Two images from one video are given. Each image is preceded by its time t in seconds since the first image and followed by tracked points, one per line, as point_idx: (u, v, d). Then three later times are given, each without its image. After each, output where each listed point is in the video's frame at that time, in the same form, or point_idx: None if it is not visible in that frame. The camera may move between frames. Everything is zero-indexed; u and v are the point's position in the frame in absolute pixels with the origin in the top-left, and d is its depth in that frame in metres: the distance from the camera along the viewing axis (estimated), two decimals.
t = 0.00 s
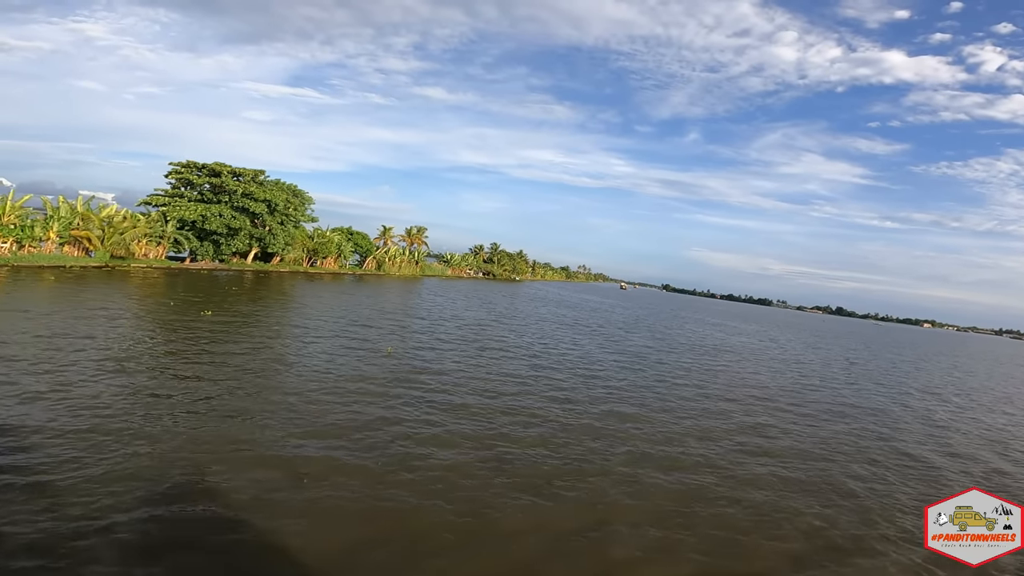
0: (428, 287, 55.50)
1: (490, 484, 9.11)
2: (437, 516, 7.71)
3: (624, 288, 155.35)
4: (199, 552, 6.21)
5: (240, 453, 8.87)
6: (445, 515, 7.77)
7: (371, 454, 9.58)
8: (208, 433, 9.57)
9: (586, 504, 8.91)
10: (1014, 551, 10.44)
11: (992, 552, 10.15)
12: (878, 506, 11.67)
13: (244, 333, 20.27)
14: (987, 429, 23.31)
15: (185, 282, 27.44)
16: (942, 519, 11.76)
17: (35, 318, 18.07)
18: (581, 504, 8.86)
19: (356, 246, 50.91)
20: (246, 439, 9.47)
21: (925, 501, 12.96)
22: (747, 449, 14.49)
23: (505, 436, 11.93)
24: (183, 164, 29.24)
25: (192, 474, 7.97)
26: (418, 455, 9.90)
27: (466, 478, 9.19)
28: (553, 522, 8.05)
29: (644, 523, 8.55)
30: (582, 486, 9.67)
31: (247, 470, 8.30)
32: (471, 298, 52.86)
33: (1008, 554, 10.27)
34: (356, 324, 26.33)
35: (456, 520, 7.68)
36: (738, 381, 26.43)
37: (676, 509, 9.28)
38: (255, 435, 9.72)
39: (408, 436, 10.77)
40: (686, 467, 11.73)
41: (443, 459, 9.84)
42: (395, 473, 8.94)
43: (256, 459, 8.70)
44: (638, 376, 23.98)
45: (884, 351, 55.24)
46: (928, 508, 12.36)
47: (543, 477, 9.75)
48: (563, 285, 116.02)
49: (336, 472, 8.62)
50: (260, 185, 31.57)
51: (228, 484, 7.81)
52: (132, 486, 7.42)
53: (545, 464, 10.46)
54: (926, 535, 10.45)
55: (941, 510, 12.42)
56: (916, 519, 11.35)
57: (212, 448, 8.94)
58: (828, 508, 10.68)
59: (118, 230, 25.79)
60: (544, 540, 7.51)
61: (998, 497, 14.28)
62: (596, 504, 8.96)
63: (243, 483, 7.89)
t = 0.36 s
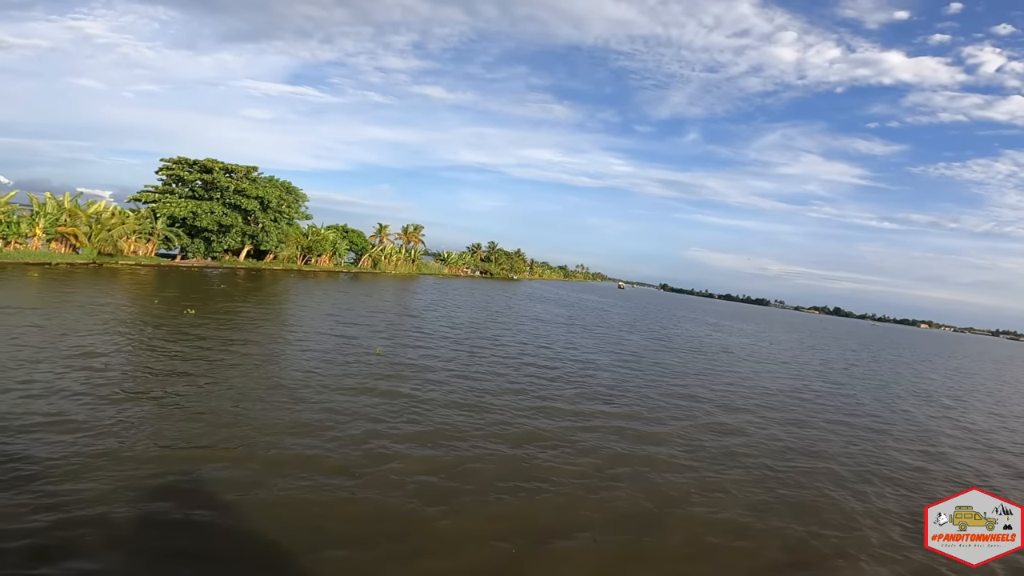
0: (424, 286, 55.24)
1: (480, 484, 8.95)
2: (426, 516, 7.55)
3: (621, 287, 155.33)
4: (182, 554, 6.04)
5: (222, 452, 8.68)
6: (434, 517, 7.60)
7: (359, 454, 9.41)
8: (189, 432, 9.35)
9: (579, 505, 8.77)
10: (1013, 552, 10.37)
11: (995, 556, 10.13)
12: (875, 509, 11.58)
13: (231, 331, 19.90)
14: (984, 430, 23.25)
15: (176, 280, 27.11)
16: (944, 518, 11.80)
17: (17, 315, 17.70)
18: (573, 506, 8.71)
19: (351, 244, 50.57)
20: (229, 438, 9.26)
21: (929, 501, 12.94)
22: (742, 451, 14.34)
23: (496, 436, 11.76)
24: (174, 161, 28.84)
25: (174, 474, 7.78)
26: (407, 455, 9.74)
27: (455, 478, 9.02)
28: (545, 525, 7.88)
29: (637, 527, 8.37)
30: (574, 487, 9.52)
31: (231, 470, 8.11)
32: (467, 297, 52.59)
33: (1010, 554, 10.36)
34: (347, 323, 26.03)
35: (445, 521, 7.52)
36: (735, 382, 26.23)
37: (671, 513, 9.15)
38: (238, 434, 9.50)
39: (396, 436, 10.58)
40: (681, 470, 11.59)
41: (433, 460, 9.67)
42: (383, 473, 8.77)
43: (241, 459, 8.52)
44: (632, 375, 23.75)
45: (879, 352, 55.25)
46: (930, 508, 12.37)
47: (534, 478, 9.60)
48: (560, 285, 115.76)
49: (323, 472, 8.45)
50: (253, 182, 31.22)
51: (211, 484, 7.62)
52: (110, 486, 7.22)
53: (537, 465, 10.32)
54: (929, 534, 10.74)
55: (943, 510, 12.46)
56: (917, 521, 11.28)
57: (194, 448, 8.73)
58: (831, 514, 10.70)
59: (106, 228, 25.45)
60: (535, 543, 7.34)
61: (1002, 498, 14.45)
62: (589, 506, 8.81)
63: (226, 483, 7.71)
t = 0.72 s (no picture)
0: (422, 289, 54.95)
1: (467, 487, 8.71)
2: (408, 522, 7.30)
3: (621, 290, 155.04)
4: (153, 558, 5.79)
5: (204, 454, 8.43)
6: (417, 521, 7.35)
7: (344, 455, 9.17)
8: (171, 434, 9.10)
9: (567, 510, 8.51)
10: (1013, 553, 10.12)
11: (994, 556, 9.85)
12: (874, 510, 11.32)
13: (224, 335, 19.66)
14: (988, 432, 22.91)
15: (169, 284, 26.85)
16: (942, 519, 11.45)
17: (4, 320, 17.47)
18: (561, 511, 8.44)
19: (349, 248, 50.33)
20: (212, 441, 9.01)
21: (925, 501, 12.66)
22: (739, 452, 14.08)
23: (487, 437, 11.50)
24: (168, 163, 28.64)
25: (151, 477, 7.53)
26: (395, 457, 9.51)
27: (442, 480, 8.77)
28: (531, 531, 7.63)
29: (627, 532, 8.12)
30: (563, 490, 9.27)
31: (211, 472, 7.88)
32: (466, 300, 52.29)
33: (1010, 555, 10.09)
34: (342, 327, 25.73)
35: (428, 527, 7.27)
36: (735, 384, 25.92)
37: (662, 516, 8.90)
38: (222, 437, 9.26)
39: (383, 437, 10.32)
40: (675, 471, 11.34)
41: (420, 461, 9.42)
42: (368, 474, 8.53)
43: (222, 460, 8.28)
44: (631, 378, 23.48)
45: (881, 353, 54.88)
46: (928, 509, 12.01)
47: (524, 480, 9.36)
48: (561, 288, 115.32)
49: (306, 474, 8.19)
50: (248, 185, 31.00)
51: (190, 486, 7.41)
52: (84, 488, 6.98)
53: (528, 467, 10.08)
54: (928, 534, 10.42)
55: (942, 510, 12.09)
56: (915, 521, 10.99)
57: (175, 450, 8.49)
58: (826, 514, 10.41)
59: (97, 231, 25.19)
60: (521, 549, 7.10)
61: (1000, 497, 14.19)
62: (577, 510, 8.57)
63: (206, 486, 7.47)
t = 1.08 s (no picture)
0: (419, 288, 54.67)
1: (456, 489, 8.52)
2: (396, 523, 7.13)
3: (621, 289, 154.73)
4: (127, 561, 5.58)
5: (185, 455, 8.21)
6: (405, 523, 7.18)
7: (330, 456, 8.95)
8: (152, 434, 8.87)
9: (560, 511, 8.35)
10: (1013, 554, 9.98)
11: (995, 558, 9.68)
12: (872, 511, 11.15)
13: (214, 334, 19.34)
14: (987, 432, 22.77)
15: (161, 283, 26.58)
16: (943, 518, 11.37)
17: None
18: (554, 512, 8.28)
19: (345, 247, 50.01)
20: (194, 441, 8.79)
21: (925, 500, 12.54)
22: (736, 452, 13.88)
23: (478, 438, 11.29)
24: (160, 160, 28.35)
25: (129, 478, 7.31)
26: (385, 456, 9.36)
27: (430, 483, 8.58)
28: (523, 532, 7.46)
29: (622, 534, 7.96)
30: (556, 491, 9.09)
31: (192, 474, 7.66)
32: (464, 299, 52.05)
33: (1010, 555, 9.97)
34: (336, 326, 25.43)
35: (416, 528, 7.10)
36: (733, 384, 25.70)
37: (656, 518, 8.72)
38: (204, 437, 9.03)
39: (371, 438, 10.10)
40: (670, 472, 11.15)
41: (408, 462, 9.23)
42: (354, 476, 8.33)
43: (203, 462, 8.06)
44: (627, 377, 23.22)
45: (880, 353, 54.72)
46: (928, 508, 11.93)
47: (514, 482, 9.17)
48: (559, 287, 114.68)
49: (290, 475, 7.99)
50: (242, 183, 30.73)
51: (173, 486, 7.23)
52: (58, 490, 6.76)
53: (522, 467, 9.93)
54: (927, 535, 10.27)
55: (942, 510, 12.03)
56: (916, 521, 10.88)
57: (154, 450, 8.26)
58: (823, 516, 10.23)
59: (86, 229, 24.99)
60: (512, 551, 6.95)
61: (1001, 498, 13.99)
62: (570, 511, 8.39)
63: (185, 487, 7.26)
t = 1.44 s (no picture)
0: (419, 286, 54.41)
1: (448, 494, 8.36)
2: (389, 533, 7.01)
3: (623, 288, 154.22)
4: None
5: (165, 467, 7.95)
6: (397, 532, 7.06)
7: (319, 464, 8.75)
8: (132, 442, 8.62)
9: (555, 512, 8.24)
10: (1011, 554, 9.83)
11: (993, 558, 9.58)
12: (871, 510, 10.97)
13: (207, 332, 19.03)
14: (990, 432, 22.55)
15: (158, 280, 26.37)
16: (943, 518, 11.24)
17: None
18: (549, 513, 8.18)
19: (345, 244, 49.71)
20: (178, 450, 8.57)
21: (925, 500, 12.37)
22: (734, 451, 13.66)
23: (471, 438, 11.08)
24: (156, 156, 28.03)
25: (108, 489, 7.14)
26: (375, 460, 9.21)
27: (421, 488, 8.43)
28: (518, 538, 7.34)
29: (620, 537, 7.82)
30: (549, 493, 8.95)
31: (175, 488, 7.45)
32: (464, 297, 51.79)
33: (1011, 555, 9.87)
34: (333, 323, 25.17)
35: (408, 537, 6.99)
36: (734, 383, 25.40)
37: (651, 519, 8.57)
38: (186, 445, 8.78)
39: (362, 441, 9.89)
40: (666, 470, 10.97)
41: (399, 467, 9.07)
42: (345, 484, 8.18)
43: (187, 475, 7.85)
44: (627, 376, 22.92)
45: (881, 353, 54.40)
46: (929, 508, 11.78)
47: (507, 485, 8.99)
48: (560, 285, 114.19)
49: (278, 487, 7.84)
50: (239, 179, 30.43)
51: (153, 500, 7.08)
52: (30, 505, 6.60)
53: (515, 468, 9.78)
54: (929, 535, 10.21)
55: (942, 510, 11.87)
56: (915, 522, 10.74)
57: (136, 460, 8.05)
58: (822, 517, 10.07)
59: (79, 225, 24.76)
60: (498, 559, 6.82)
61: (1000, 497, 13.66)
62: (564, 513, 8.26)
63: (166, 505, 7.04)
